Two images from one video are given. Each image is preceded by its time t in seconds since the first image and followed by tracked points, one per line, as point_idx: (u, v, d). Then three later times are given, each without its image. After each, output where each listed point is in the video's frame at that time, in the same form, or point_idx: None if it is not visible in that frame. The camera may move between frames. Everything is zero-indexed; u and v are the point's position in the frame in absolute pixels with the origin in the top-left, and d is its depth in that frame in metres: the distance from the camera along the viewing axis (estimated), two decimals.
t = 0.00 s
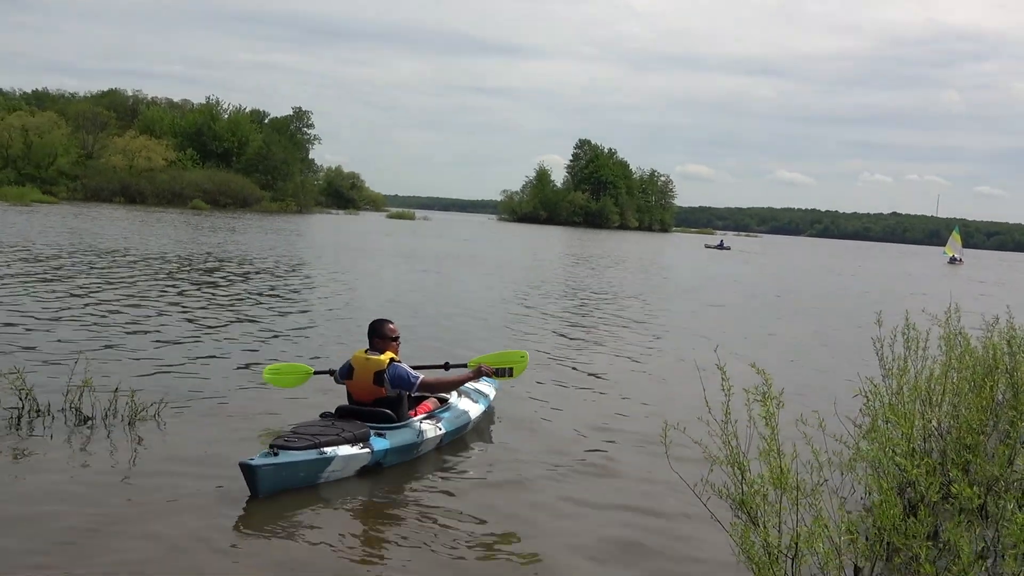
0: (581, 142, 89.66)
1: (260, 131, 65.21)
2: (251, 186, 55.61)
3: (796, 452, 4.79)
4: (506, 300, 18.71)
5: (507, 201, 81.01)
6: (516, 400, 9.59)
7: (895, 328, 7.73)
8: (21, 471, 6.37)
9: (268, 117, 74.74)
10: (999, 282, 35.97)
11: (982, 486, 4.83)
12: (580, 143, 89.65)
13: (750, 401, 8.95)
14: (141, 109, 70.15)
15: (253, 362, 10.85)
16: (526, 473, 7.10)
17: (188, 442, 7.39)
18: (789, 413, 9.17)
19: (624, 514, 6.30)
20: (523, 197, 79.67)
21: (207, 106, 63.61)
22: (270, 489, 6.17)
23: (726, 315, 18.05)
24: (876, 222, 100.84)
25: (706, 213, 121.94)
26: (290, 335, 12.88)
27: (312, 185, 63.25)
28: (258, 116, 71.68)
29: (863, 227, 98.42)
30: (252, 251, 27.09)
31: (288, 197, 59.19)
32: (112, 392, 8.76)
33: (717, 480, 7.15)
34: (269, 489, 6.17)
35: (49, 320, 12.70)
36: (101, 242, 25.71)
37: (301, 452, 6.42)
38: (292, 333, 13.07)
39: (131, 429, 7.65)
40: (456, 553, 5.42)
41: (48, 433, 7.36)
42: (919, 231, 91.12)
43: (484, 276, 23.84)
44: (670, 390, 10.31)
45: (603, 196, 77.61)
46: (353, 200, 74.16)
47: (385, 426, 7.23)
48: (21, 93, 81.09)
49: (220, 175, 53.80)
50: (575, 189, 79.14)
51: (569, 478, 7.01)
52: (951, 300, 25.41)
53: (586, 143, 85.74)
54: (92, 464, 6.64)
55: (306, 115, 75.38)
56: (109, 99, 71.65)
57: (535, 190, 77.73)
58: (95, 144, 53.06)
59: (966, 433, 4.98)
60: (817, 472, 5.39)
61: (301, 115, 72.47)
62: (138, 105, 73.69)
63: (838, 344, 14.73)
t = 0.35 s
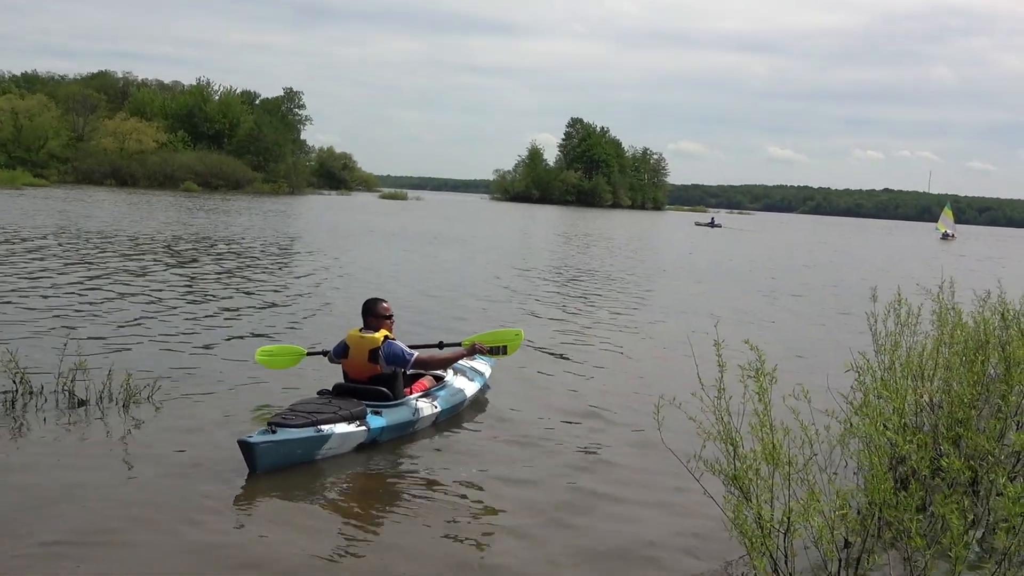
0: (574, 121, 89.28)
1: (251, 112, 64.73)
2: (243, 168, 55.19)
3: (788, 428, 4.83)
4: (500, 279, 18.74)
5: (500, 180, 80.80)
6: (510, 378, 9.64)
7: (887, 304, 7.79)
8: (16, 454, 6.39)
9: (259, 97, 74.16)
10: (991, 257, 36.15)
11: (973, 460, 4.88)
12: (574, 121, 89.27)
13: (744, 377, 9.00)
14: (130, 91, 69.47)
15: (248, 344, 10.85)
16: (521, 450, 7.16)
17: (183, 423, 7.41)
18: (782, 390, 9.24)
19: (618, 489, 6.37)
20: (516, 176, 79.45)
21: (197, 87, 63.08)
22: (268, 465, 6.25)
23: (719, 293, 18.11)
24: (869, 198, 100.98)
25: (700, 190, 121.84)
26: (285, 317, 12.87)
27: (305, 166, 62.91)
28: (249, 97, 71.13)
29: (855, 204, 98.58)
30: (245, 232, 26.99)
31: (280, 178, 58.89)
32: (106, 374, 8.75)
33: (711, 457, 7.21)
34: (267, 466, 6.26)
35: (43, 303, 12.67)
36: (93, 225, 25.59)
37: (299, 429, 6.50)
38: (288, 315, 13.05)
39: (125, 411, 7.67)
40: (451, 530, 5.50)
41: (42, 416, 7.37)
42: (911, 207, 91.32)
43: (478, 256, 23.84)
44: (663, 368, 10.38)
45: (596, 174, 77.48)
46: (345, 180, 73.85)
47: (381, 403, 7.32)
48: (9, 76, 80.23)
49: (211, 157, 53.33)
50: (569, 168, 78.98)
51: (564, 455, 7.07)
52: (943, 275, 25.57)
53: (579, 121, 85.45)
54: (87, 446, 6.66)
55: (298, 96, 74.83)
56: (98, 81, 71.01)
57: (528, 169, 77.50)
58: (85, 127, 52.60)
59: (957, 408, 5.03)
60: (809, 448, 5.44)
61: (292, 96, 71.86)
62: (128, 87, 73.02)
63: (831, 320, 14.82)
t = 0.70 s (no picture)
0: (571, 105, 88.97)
1: (247, 99, 64.44)
2: (238, 156, 54.63)
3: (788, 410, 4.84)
4: (498, 264, 18.77)
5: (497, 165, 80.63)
6: (509, 362, 9.69)
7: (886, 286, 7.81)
8: (17, 441, 6.42)
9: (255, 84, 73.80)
10: (988, 238, 36.18)
11: (972, 439, 4.91)
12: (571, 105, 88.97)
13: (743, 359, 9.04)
14: (125, 79, 69.07)
15: (247, 331, 10.88)
16: (521, 433, 7.21)
17: (183, 410, 7.45)
18: (780, 372, 9.28)
19: (618, 470, 6.42)
20: (514, 161, 79.28)
21: (193, 74, 62.73)
22: (271, 447, 6.34)
23: (717, 276, 18.15)
24: (867, 180, 100.88)
25: (698, 174, 121.63)
26: (284, 304, 12.89)
27: (301, 153, 62.71)
28: (245, 84, 70.78)
29: (852, 186, 98.54)
30: (243, 220, 26.96)
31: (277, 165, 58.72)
32: (105, 362, 8.78)
33: (710, 438, 7.25)
34: (270, 448, 6.34)
35: (41, 292, 12.68)
36: (91, 214, 25.53)
37: (301, 411, 6.59)
38: (287, 302, 13.07)
39: (124, 399, 7.70)
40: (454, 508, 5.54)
41: (42, 404, 7.39)
42: (908, 189, 91.29)
43: (476, 241, 23.86)
44: (662, 352, 10.42)
45: (593, 158, 77.33)
46: (342, 167, 73.62)
47: (383, 385, 7.40)
48: (3, 65, 79.75)
49: (205, 146, 52.60)
50: (566, 152, 78.80)
51: (564, 436, 7.13)
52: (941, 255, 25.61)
53: (576, 106, 85.20)
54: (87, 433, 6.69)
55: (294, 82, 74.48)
56: (93, 69, 70.64)
57: (525, 154, 77.29)
58: (81, 115, 52.31)
59: (957, 388, 5.05)
60: (809, 429, 5.46)
61: (287, 82, 71.41)
62: (123, 75, 72.61)
63: (828, 303, 14.87)
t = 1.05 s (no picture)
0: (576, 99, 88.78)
1: (252, 96, 64.49)
2: (243, 151, 54.63)
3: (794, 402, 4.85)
4: (504, 259, 18.79)
5: (503, 160, 80.55)
6: (516, 356, 9.74)
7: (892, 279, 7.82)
8: (26, 436, 6.48)
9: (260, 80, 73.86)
10: (997, 231, 35.94)
11: (979, 432, 4.92)
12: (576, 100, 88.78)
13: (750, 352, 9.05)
14: (131, 76, 69.20)
15: (253, 326, 10.92)
16: (527, 427, 7.25)
17: (190, 405, 7.49)
18: (786, 365, 9.29)
19: (623, 463, 6.45)
20: (519, 156, 79.18)
21: (198, 70, 62.80)
22: (280, 439, 6.45)
23: (724, 270, 18.11)
24: (873, 173, 100.48)
25: (704, 168, 121.35)
26: (289, 300, 12.94)
27: (306, 149, 62.73)
28: (250, 80, 70.87)
29: (859, 179, 98.09)
30: (249, 216, 27.03)
31: (282, 161, 58.78)
32: (112, 358, 8.83)
33: (718, 432, 7.27)
34: (279, 439, 6.45)
35: (48, 288, 12.77)
36: (98, 210, 25.63)
37: (311, 404, 6.69)
38: (292, 298, 13.12)
39: (131, 394, 7.74)
40: (462, 505, 5.56)
41: (49, 399, 7.45)
42: (915, 182, 90.82)
43: (482, 236, 23.89)
44: (669, 346, 10.44)
45: (598, 153, 77.16)
46: (348, 163, 73.68)
47: (391, 378, 7.47)
48: (10, 61, 80.02)
49: (211, 141, 52.95)
50: (571, 147, 78.67)
51: (569, 430, 7.16)
52: (948, 248, 25.53)
53: (581, 100, 85.07)
54: (94, 429, 6.74)
55: (299, 78, 74.54)
56: (99, 66, 70.82)
57: (531, 148, 77.17)
58: (86, 112, 52.44)
59: (963, 380, 5.06)
60: (816, 422, 5.47)
61: (291, 78, 71.38)
62: (128, 72, 72.75)
63: (835, 296, 14.84)
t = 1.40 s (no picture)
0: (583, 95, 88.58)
1: (259, 91, 64.56)
2: (249, 146, 54.47)
3: (801, 398, 4.84)
4: (511, 255, 18.82)
5: (509, 155, 80.48)
6: (523, 351, 9.79)
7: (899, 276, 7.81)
8: (35, 429, 6.54)
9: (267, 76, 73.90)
10: (1006, 227, 35.73)
11: (988, 429, 4.90)
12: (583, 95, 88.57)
13: (757, 348, 9.06)
14: (138, 71, 69.31)
15: (259, 321, 10.96)
16: (533, 419, 7.30)
17: (197, 398, 7.55)
18: (793, 361, 9.29)
19: (626, 457, 6.46)
20: (525, 151, 79.09)
21: (205, 65, 62.87)
22: (290, 429, 6.56)
23: (731, 266, 18.10)
24: (881, 169, 100.10)
25: (711, 163, 120.96)
26: (295, 295, 12.98)
27: (313, 144, 62.77)
28: (256, 75, 70.93)
29: (867, 175, 97.62)
30: (256, 211, 27.09)
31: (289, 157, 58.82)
32: (120, 353, 8.87)
33: (725, 427, 7.29)
34: (290, 429, 6.56)
35: (56, 283, 12.83)
36: (106, 206, 25.71)
37: (320, 394, 6.81)
38: (298, 293, 13.16)
39: (138, 388, 7.79)
40: (466, 496, 5.59)
41: (57, 394, 7.47)
42: (923, 178, 90.33)
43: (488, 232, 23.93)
44: (675, 341, 10.46)
45: (605, 148, 77.02)
46: (354, 158, 73.73)
47: (400, 370, 7.59)
48: (17, 57, 80.24)
49: (218, 136, 53.04)
50: (578, 142, 78.55)
51: (573, 423, 7.22)
52: (956, 245, 25.45)
53: (588, 96, 84.92)
54: (102, 422, 6.79)
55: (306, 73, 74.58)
56: (106, 61, 70.97)
57: (537, 143, 77.05)
58: (93, 107, 52.57)
59: (972, 377, 5.04)
60: (823, 418, 5.46)
61: (298, 73, 71.30)
62: (135, 67, 72.88)
63: (841, 292, 14.82)
